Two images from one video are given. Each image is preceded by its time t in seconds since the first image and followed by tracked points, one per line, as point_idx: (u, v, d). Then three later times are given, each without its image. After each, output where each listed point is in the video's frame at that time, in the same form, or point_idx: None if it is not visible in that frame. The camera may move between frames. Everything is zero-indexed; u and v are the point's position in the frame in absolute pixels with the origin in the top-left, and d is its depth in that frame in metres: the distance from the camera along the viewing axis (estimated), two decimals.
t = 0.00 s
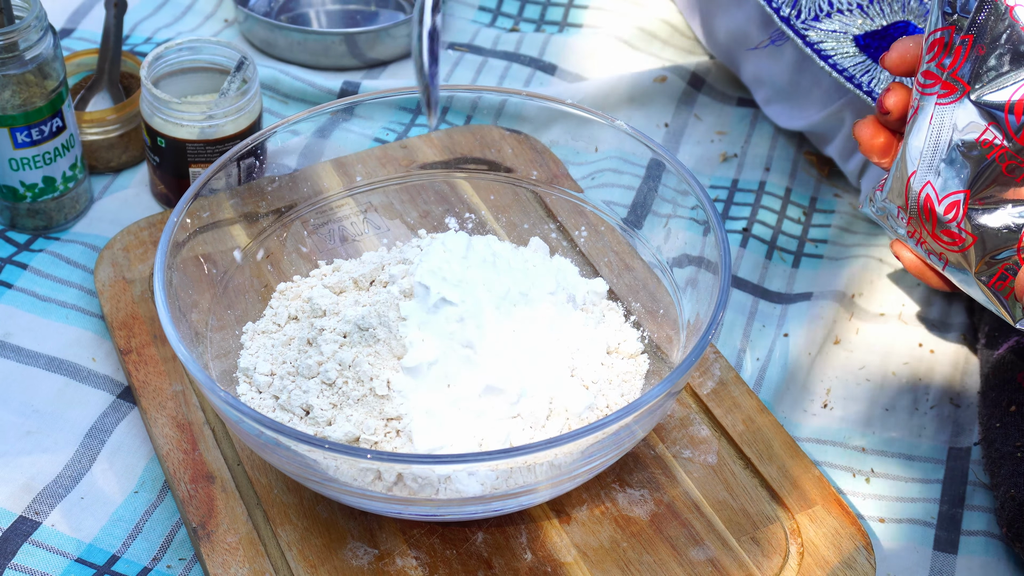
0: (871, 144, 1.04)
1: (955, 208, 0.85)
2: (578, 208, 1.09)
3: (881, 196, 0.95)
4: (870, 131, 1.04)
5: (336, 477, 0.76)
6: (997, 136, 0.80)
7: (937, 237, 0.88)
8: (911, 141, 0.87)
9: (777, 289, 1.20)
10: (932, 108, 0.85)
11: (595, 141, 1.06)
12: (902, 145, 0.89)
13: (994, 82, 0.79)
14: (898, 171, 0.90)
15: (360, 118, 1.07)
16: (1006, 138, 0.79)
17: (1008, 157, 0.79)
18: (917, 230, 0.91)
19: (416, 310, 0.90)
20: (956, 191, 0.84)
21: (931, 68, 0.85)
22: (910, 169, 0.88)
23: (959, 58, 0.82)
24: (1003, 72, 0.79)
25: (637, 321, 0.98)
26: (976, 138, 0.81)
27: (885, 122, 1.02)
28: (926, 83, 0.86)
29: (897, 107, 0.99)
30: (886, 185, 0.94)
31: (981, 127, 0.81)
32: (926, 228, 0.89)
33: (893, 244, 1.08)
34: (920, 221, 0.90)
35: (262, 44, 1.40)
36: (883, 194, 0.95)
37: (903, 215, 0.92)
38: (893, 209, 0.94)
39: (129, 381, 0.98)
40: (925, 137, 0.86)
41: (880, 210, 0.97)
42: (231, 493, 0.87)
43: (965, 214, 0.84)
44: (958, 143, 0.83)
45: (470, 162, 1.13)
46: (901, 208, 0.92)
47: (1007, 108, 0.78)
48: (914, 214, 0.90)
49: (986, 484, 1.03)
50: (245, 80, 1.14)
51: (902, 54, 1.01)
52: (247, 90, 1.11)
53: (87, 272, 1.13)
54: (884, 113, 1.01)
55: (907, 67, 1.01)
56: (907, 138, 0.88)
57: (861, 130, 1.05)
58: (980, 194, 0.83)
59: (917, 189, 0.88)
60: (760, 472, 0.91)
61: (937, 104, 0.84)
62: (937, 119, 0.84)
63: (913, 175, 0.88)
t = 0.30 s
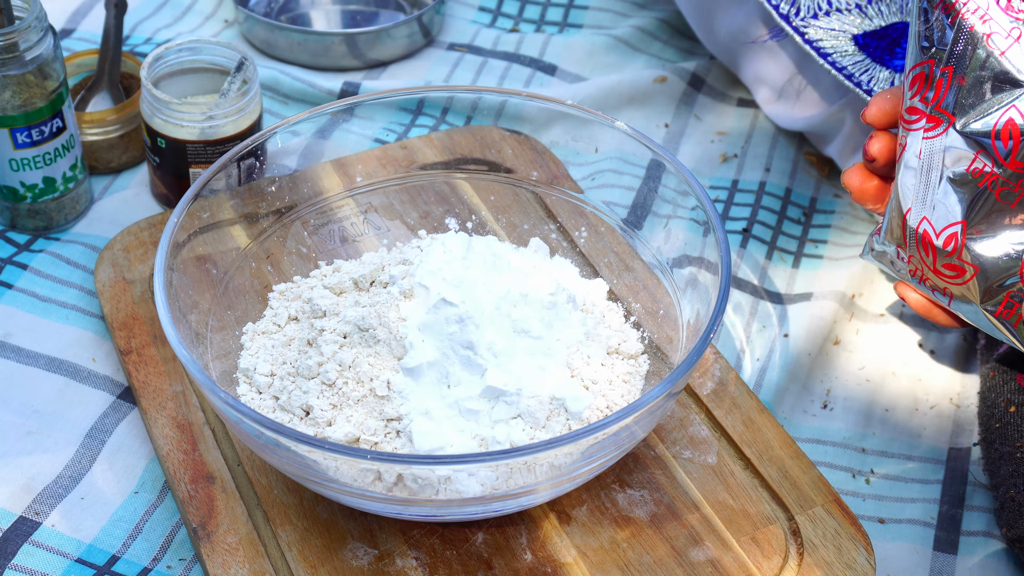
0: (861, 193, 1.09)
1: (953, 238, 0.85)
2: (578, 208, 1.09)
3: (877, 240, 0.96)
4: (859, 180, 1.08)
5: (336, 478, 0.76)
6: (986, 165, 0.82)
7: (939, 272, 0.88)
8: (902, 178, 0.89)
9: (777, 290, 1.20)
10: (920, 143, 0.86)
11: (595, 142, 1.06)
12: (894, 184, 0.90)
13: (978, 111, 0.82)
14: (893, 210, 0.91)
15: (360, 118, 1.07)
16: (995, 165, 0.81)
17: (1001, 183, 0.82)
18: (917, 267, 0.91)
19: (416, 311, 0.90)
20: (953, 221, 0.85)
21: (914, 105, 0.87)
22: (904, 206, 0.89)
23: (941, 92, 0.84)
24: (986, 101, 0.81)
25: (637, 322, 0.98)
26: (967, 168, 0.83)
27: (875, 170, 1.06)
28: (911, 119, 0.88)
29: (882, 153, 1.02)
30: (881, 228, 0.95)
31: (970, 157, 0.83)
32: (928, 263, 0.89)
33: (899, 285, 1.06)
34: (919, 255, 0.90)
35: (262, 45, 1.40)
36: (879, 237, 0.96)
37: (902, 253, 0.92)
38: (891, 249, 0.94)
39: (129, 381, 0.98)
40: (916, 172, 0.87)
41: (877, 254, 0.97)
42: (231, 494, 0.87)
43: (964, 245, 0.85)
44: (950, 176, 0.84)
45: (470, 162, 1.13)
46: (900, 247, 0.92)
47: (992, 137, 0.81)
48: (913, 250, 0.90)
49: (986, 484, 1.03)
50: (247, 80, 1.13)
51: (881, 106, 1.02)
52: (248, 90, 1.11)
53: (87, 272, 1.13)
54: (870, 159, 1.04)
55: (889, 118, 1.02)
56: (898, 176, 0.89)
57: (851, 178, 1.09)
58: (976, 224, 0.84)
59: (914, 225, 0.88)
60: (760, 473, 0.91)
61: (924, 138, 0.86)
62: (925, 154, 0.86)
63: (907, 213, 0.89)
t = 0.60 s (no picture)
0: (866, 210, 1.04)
1: (959, 237, 0.85)
2: (579, 208, 1.09)
3: (884, 249, 0.95)
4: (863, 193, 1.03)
5: (337, 478, 0.76)
6: (986, 160, 0.82)
7: (948, 274, 0.87)
8: (904, 183, 0.88)
9: (778, 290, 1.20)
10: (921, 145, 0.86)
11: (596, 141, 1.06)
12: (897, 189, 0.89)
13: (976, 107, 0.82)
14: (897, 215, 0.90)
15: (361, 117, 1.07)
16: (997, 160, 0.81)
17: (1003, 177, 0.81)
18: (925, 272, 0.90)
19: (418, 310, 0.90)
20: (959, 221, 0.84)
21: (911, 108, 0.87)
22: (909, 210, 0.88)
23: (939, 89, 0.84)
24: (983, 96, 0.81)
25: (637, 321, 0.98)
26: (969, 166, 0.83)
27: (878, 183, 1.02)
28: (909, 122, 0.87)
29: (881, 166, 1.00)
30: (887, 236, 0.94)
31: (971, 153, 0.82)
32: (936, 266, 0.88)
33: (908, 294, 1.02)
34: (926, 258, 0.88)
35: (263, 44, 1.40)
36: (886, 246, 0.95)
37: (909, 259, 0.91)
38: (898, 256, 0.93)
39: (130, 381, 0.98)
40: (917, 174, 0.87)
41: (884, 264, 0.96)
42: (232, 493, 0.87)
43: (971, 244, 0.84)
44: (952, 175, 0.84)
45: (471, 161, 1.13)
46: (907, 252, 0.91)
47: (992, 133, 0.81)
48: (921, 254, 0.89)
49: (988, 484, 1.03)
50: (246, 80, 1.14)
51: (878, 119, 1.02)
52: (249, 90, 1.11)
53: (88, 272, 1.13)
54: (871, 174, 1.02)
55: (887, 130, 1.02)
56: (900, 181, 0.89)
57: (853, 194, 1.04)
58: (982, 221, 0.83)
59: (919, 229, 0.87)
60: (761, 473, 0.91)
61: (925, 140, 0.86)
62: (925, 155, 0.86)
63: (912, 217, 0.88)
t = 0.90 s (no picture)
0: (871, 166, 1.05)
1: (948, 220, 0.85)
2: (580, 206, 1.09)
3: (884, 218, 0.96)
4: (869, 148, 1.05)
5: (339, 476, 0.76)
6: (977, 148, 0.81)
7: (936, 252, 0.89)
8: (904, 158, 0.88)
9: (779, 288, 1.21)
10: (920, 124, 0.85)
11: (597, 140, 1.06)
12: (896, 163, 0.89)
13: (973, 96, 0.80)
14: (897, 188, 0.91)
15: (362, 116, 1.07)
16: (989, 149, 0.80)
17: (992, 167, 0.81)
18: (917, 246, 0.91)
19: (420, 308, 0.90)
20: (947, 204, 0.85)
21: (917, 85, 0.86)
22: (905, 184, 0.89)
23: (940, 74, 0.82)
24: (982, 85, 0.79)
25: (639, 319, 0.98)
26: (961, 152, 0.82)
27: (886, 142, 1.03)
28: (914, 99, 0.86)
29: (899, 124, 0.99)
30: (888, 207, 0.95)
31: (964, 140, 0.81)
32: (926, 243, 0.89)
33: (898, 262, 1.06)
34: (918, 234, 0.89)
35: (264, 44, 1.40)
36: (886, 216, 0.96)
37: (904, 232, 0.93)
38: (895, 227, 0.94)
39: (132, 380, 0.98)
40: (915, 150, 0.86)
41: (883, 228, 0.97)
42: (234, 492, 0.87)
43: (957, 228, 0.85)
44: (945, 159, 0.83)
45: (472, 160, 1.13)
46: (902, 225, 0.92)
47: (987, 123, 0.79)
48: (913, 230, 0.90)
49: (988, 482, 1.03)
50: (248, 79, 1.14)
51: (887, 69, 1.04)
52: (250, 89, 1.11)
53: (90, 271, 1.13)
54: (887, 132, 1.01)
55: (894, 80, 1.04)
56: (901, 155, 0.89)
57: (861, 150, 1.06)
58: (970, 207, 0.83)
59: (912, 205, 0.88)
60: (762, 471, 0.91)
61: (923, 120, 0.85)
62: (923, 135, 0.85)
63: (907, 192, 0.88)
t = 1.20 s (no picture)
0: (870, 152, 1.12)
1: (939, 187, 0.86)
2: (584, 207, 1.09)
3: (880, 190, 0.97)
4: (873, 136, 1.11)
5: (343, 477, 0.76)
6: (970, 111, 0.81)
7: (924, 221, 0.89)
8: (906, 124, 0.89)
9: (782, 288, 1.21)
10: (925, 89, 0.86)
11: (601, 140, 1.06)
12: (897, 131, 0.90)
13: (978, 60, 0.80)
14: (897, 157, 0.91)
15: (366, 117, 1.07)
16: (984, 114, 0.81)
17: (986, 133, 0.81)
18: (907, 217, 0.92)
19: (424, 309, 0.90)
20: (941, 169, 0.85)
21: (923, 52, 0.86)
22: (904, 152, 0.90)
23: (947, 37, 0.82)
24: (988, 50, 0.80)
25: (643, 320, 0.98)
26: (960, 115, 0.82)
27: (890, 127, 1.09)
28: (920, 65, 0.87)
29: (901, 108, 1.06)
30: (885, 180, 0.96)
31: (963, 103, 0.82)
32: (915, 213, 0.90)
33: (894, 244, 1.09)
34: (910, 203, 0.90)
35: (268, 44, 1.40)
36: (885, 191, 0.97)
37: (898, 203, 0.93)
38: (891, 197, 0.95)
39: (136, 381, 0.98)
40: (916, 115, 0.87)
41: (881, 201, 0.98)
42: (238, 493, 0.87)
43: (948, 194, 0.85)
44: (944, 123, 0.84)
45: (476, 161, 1.13)
46: (897, 195, 0.93)
47: (987, 88, 0.80)
48: (905, 200, 0.91)
49: (993, 482, 1.02)
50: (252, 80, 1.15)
51: (887, 49, 1.04)
52: (253, 90, 1.11)
53: (93, 272, 1.13)
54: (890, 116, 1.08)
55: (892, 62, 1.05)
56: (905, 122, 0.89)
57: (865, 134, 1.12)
58: (962, 173, 0.84)
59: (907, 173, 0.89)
60: (766, 471, 0.91)
61: (928, 85, 0.85)
62: (926, 99, 0.86)
63: (904, 160, 0.89)
